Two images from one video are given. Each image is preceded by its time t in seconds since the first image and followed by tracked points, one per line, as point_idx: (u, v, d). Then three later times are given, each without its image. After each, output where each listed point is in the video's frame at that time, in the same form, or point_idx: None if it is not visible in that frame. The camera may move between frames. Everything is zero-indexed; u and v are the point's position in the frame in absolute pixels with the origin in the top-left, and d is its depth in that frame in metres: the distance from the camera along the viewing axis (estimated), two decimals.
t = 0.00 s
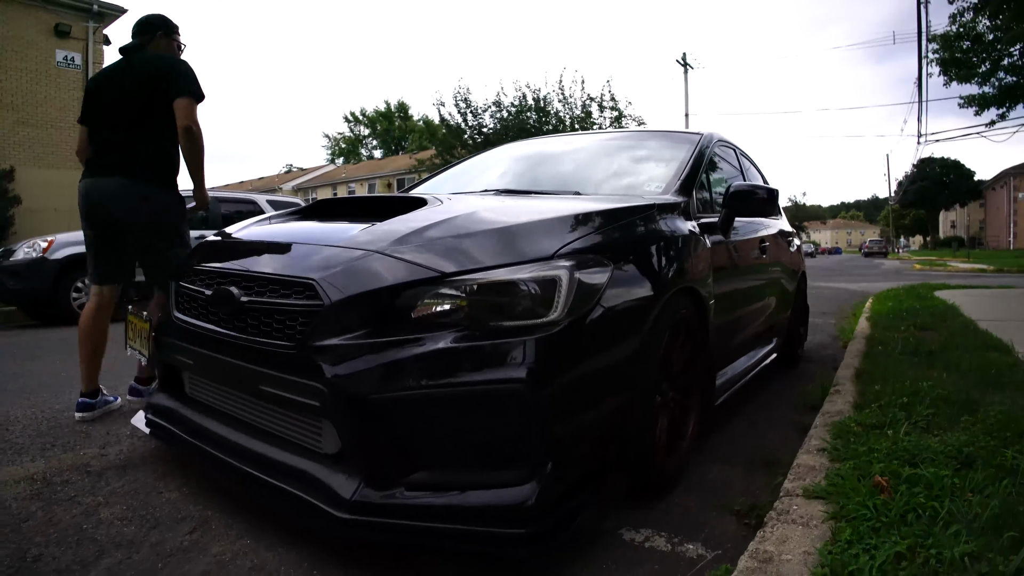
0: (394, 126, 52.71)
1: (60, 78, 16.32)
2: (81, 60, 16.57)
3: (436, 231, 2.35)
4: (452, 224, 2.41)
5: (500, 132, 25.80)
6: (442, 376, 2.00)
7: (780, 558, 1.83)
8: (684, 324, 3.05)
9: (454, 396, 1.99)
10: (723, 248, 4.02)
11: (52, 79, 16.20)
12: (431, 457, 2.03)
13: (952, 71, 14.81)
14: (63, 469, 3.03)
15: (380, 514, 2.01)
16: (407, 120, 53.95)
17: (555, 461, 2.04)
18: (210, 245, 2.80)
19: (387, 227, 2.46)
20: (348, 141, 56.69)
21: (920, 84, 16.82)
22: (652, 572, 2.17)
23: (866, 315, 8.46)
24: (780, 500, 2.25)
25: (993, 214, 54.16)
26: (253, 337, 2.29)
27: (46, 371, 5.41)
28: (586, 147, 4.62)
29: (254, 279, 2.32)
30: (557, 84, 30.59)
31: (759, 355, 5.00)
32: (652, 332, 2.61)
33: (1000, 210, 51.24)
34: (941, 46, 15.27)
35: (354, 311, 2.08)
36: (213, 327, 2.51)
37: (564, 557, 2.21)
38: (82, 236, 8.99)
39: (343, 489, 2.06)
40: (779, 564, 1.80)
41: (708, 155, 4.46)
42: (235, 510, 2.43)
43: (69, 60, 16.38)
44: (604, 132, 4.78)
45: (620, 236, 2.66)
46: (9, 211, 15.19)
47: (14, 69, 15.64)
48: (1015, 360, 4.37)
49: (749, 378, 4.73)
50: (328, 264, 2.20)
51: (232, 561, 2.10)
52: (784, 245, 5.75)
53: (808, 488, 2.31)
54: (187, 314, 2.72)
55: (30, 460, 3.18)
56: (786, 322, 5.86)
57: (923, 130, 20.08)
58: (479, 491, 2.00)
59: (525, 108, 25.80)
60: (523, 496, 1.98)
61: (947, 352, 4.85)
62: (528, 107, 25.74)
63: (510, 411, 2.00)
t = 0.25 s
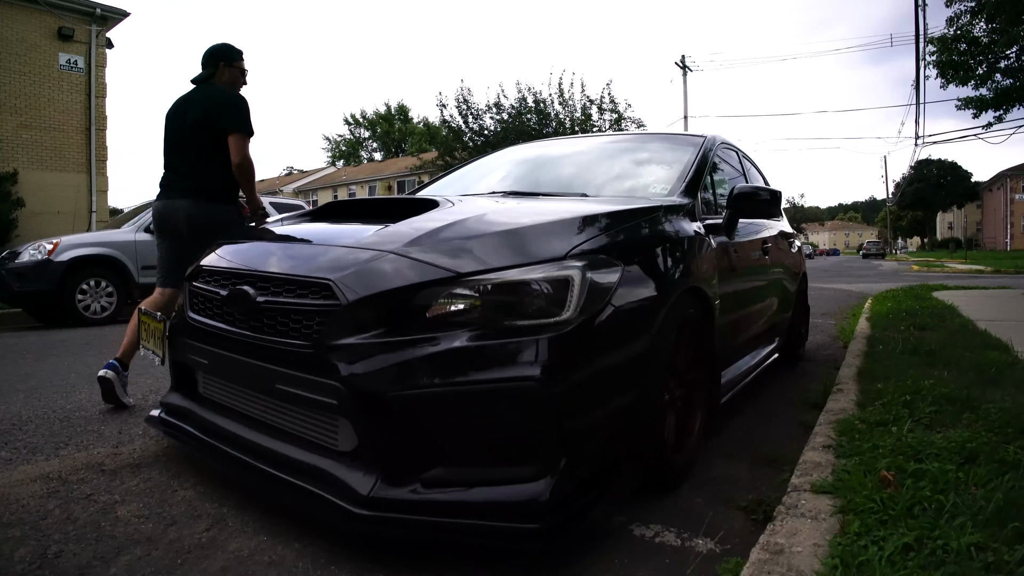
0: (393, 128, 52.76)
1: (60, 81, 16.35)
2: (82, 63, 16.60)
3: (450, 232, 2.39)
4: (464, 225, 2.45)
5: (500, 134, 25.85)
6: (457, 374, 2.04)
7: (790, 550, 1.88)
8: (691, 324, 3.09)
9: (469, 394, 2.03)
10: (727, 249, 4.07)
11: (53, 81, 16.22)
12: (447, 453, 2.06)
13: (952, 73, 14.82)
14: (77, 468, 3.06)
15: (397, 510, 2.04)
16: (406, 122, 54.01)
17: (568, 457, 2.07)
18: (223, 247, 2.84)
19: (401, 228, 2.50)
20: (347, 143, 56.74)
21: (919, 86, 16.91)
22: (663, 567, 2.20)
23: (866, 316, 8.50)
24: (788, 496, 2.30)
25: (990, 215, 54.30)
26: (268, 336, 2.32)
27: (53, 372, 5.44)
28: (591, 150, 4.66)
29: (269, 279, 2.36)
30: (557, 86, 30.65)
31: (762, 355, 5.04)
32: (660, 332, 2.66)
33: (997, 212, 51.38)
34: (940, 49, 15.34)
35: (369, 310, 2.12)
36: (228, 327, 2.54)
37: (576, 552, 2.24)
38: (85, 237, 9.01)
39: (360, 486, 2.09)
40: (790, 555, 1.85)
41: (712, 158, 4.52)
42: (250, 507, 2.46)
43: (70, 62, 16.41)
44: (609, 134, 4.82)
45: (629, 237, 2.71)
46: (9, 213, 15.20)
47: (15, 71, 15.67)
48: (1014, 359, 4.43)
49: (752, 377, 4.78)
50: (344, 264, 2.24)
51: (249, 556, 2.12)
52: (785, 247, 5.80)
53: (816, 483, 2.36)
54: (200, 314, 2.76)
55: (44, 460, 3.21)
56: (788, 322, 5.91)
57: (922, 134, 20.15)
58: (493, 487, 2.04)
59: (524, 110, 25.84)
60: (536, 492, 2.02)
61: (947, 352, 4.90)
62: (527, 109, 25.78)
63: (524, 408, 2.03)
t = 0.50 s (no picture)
0: (393, 130, 52.82)
1: (61, 82, 16.38)
2: (83, 64, 16.64)
3: (466, 231, 2.43)
4: (479, 224, 2.49)
5: (500, 135, 25.91)
6: (477, 370, 2.08)
7: (806, 539, 1.93)
8: (701, 322, 3.13)
9: (489, 389, 2.07)
10: (734, 248, 4.12)
11: (54, 82, 16.26)
12: (466, 447, 2.09)
13: (951, 75, 14.85)
14: (94, 466, 3.09)
15: (418, 503, 2.08)
16: (405, 123, 54.07)
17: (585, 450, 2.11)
18: (238, 245, 2.87)
19: (417, 227, 2.54)
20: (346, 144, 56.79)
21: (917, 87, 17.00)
22: (678, 560, 2.24)
23: (867, 316, 8.54)
24: (800, 488, 2.36)
25: (988, 216, 54.40)
26: (287, 333, 2.36)
27: (61, 372, 5.47)
28: (598, 150, 4.71)
29: (287, 277, 2.39)
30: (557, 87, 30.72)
31: (766, 354, 5.08)
32: (672, 329, 2.70)
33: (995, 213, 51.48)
34: (939, 50, 15.41)
35: (389, 307, 2.16)
36: (246, 325, 2.57)
37: (592, 545, 2.28)
38: (88, 238, 9.02)
39: (381, 480, 2.13)
40: (805, 544, 1.90)
41: (718, 158, 4.56)
42: (269, 502, 2.49)
43: (71, 64, 16.46)
44: (615, 134, 4.86)
45: (641, 236, 2.75)
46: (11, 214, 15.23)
47: (16, 73, 15.71)
48: (1017, 357, 4.48)
49: (757, 375, 4.82)
50: (363, 262, 2.28)
51: (271, 550, 2.15)
52: (788, 247, 5.85)
53: (827, 477, 2.42)
54: (217, 313, 2.79)
55: (59, 458, 3.24)
56: (791, 321, 5.95)
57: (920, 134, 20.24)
58: (513, 481, 2.08)
59: (524, 111, 25.91)
60: (555, 485, 2.06)
61: (950, 350, 4.94)
62: (527, 110, 25.83)
63: (543, 403, 2.07)
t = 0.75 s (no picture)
0: (394, 131, 52.88)
1: (64, 83, 16.42)
2: (85, 65, 16.68)
3: (488, 228, 2.47)
4: (500, 222, 2.54)
5: (502, 136, 25.92)
6: (503, 364, 2.12)
7: (827, 526, 1.98)
8: (715, 319, 3.17)
9: (515, 382, 2.11)
10: (744, 246, 4.16)
11: (57, 84, 16.30)
12: (493, 440, 2.13)
13: (953, 75, 14.83)
14: (115, 462, 3.13)
15: (446, 495, 2.12)
16: (406, 124, 54.12)
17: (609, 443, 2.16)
18: (259, 243, 2.91)
19: (439, 224, 2.58)
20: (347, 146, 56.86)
21: (919, 88, 17.04)
22: (699, 551, 2.27)
23: (872, 315, 8.57)
24: (818, 479, 2.42)
25: (989, 217, 54.42)
26: (312, 329, 2.39)
27: (72, 371, 5.50)
28: (608, 150, 4.74)
29: (312, 273, 2.43)
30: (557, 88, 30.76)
31: (774, 352, 5.12)
32: (688, 325, 2.74)
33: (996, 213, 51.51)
34: (940, 51, 15.43)
35: (415, 303, 2.20)
36: (269, 321, 2.60)
37: (614, 537, 2.31)
38: (93, 239, 9.02)
39: (409, 473, 2.17)
40: (827, 530, 1.95)
41: (727, 158, 4.60)
42: (293, 495, 2.53)
43: (73, 65, 16.50)
44: (625, 134, 4.90)
45: (658, 234, 2.79)
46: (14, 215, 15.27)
47: (20, 74, 15.75)
48: None
49: (766, 373, 4.87)
50: (388, 258, 2.32)
51: (299, 542, 2.18)
52: (795, 245, 5.89)
53: (842, 468, 2.47)
54: (239, 310, 2.82)
55: (80, 455, 3.28)
56: (798, 320, 5.99)
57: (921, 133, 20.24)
58: (539, 473, 2.12)
59: (525, 112, 25.95)
60: (580, 477, 2.11)
61: (956, 348, 4.98)
62: (528, 111, 25.86)
63: (568, 396, 2.12)
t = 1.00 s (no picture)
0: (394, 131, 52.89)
1: (66, 83, 16.42)
2: (87, 65, 16.67)
3: (512, 222, 2.49)
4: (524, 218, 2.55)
5: (503, 136, 25.93)
6: (531, 356, 2.14)
7: (853, 512, 2.00)
8: (732, 314, 3.20)
9: (544, 374, 2.13)
10: (757, 243, 4.18)
11: (59, 84, 16.29)
12: (521, 432, 2.15)
13: (955, 74, 14.81)
14: (135, 458, 3.15)
15: (475, 486, 2.14)
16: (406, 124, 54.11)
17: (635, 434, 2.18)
18: (280, 239, 2.92)
19: (462, 219, 2.60)
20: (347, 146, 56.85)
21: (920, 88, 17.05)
22: (723, 542, 2.29)
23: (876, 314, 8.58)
24: (840, 469, 2.44)
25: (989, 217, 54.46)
26: (338, 323, 2.41)
27: (81, 369, 5.49)
28: (621, 148, 4.74)
29: (338, 268, 2.44)
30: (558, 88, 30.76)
31: (784, 348, 5.13)
32: (708, 319, 2.76)
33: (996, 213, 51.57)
34: (941, 50, 15.44)
35: (443, 296, 2.21)
36: (292, 316, 2.62)
37: (639, 529, 2.33)
38: (95, 238, 8.94)
39: (437, 465, 2.19)
40: (854, 517, 1.97)
41: (739, 156, 4.61)
42: (318, 489, 2.55)
43: (75, 65, 16.50)
44: (637, 132, 4.90)
45: (678, 229, 2.81)
46: (17, 215, 15.26)
47: (21, 75, 15.75)
48: None
49: (777, 370, 4.89)
50: (414, 252, 2.34)
51: (327, 535, 2.20)
52: (802, 243, 5.90)
53: (863, 458, 2.49)
54: (261, 306, 2.83)
55: (98, 451, 3.29)
56: (806, 317, 6.00)
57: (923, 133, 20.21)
58: (566, 465, 2.14)
59: (526, 112, 25.95)
60: (608, 468, 2.13)
61: (965, 344, 5.00)
62: (529, 111, 25.87)
63: (596, 388, 2.14)
